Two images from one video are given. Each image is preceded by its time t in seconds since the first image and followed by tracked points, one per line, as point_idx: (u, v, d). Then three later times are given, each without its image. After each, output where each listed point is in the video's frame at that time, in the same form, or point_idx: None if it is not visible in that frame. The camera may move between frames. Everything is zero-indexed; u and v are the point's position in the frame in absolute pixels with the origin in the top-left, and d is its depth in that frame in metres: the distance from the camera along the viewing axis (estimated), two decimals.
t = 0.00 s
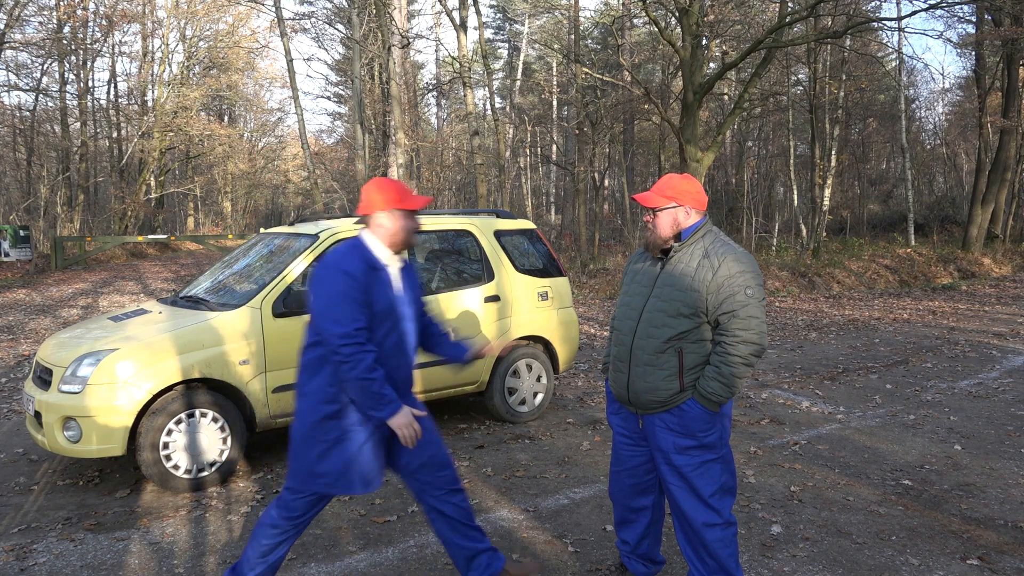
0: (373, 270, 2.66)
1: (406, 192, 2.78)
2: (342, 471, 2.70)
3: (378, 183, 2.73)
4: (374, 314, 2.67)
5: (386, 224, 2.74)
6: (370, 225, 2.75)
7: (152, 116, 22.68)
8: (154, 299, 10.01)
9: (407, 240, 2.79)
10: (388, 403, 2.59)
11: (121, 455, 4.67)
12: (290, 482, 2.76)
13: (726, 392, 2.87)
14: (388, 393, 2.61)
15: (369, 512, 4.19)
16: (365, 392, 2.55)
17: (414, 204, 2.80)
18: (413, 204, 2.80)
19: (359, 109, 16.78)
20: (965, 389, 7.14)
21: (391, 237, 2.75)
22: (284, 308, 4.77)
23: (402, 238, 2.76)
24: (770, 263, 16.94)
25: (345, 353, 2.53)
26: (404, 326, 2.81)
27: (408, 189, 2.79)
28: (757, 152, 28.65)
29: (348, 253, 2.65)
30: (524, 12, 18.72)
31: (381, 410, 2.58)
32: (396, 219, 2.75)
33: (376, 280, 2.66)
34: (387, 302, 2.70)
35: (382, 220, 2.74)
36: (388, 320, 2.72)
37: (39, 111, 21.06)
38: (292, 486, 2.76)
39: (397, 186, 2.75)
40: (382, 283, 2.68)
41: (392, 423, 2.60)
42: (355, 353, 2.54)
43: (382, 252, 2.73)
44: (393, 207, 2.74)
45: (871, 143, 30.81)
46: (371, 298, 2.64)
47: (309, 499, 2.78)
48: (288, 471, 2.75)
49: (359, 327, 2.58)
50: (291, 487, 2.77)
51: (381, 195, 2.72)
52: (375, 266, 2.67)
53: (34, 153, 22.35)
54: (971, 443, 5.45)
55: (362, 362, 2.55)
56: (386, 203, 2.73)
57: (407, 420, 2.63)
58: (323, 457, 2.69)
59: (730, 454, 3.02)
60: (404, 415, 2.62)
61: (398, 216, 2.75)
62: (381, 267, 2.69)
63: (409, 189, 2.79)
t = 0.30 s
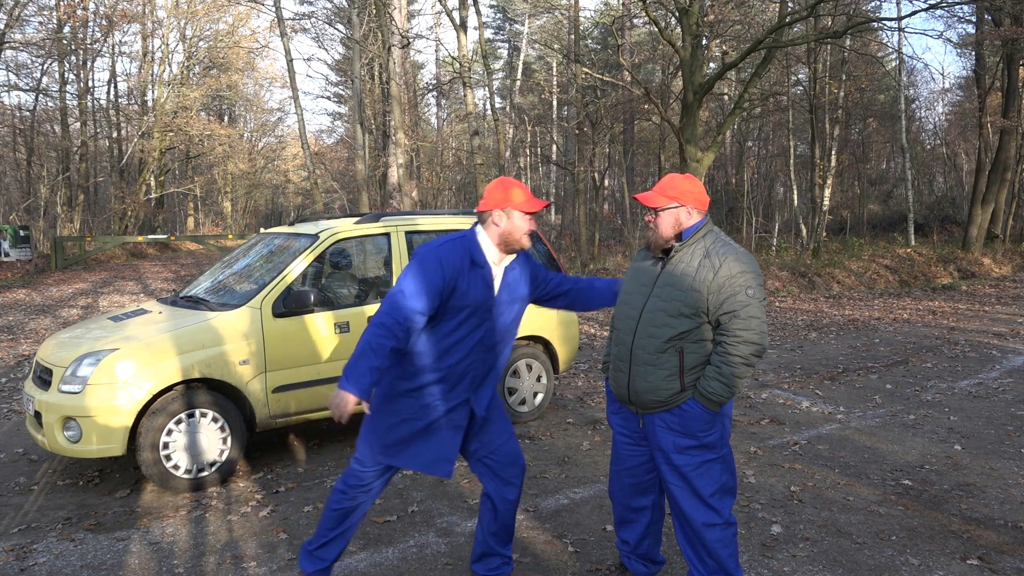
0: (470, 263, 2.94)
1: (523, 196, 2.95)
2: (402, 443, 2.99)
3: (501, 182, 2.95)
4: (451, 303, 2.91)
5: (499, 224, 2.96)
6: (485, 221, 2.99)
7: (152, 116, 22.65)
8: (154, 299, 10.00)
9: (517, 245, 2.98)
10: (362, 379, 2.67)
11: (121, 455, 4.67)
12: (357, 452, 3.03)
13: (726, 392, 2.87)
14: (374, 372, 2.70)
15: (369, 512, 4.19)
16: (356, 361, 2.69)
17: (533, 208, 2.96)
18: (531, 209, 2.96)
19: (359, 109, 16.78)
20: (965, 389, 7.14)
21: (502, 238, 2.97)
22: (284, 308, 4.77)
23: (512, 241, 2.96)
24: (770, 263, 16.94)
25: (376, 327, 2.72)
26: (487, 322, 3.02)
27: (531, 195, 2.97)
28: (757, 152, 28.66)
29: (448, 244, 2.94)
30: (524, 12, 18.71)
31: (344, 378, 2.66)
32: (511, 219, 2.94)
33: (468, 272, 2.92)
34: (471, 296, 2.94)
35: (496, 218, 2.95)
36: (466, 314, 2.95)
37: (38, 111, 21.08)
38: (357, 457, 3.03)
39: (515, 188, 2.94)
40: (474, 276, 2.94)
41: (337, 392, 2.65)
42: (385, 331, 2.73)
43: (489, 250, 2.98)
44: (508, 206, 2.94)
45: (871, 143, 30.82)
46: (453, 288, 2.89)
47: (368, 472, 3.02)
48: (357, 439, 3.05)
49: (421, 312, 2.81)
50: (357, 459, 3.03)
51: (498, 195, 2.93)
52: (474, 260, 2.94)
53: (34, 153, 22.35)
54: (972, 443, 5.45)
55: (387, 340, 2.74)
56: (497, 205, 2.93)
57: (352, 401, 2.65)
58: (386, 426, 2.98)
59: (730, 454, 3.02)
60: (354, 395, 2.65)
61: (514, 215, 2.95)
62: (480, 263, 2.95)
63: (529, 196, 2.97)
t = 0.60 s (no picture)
0: (469, 228, 2.99)
1: (512, 158, 2.99)
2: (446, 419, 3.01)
3: (491, 150, 2.99)
4: (458, 270, 2.96)
5: (490, 191, 3.03)
6: (477, 189, 3.06)
7: (152, 116, 22.64)
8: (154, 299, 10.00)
9: (510, 208, 3.05)
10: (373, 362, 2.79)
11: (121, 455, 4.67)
12: (405, 438, 3.07)
13: (726, 398, 2.86)
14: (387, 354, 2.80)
15: (369, 512, 4.19)
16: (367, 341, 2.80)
17: (523, 174, 3.01)
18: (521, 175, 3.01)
19: (359, 109, 16.78)
20: (965, 389, 7.15)
21: (495, 204, 3.04)
22: (284, 308, 4.77)
23: (505, 204, 3.03)
24: (770, 263, 16.94)
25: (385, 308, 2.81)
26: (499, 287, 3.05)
27: (519, 155, 3.00)
28: (757, 152, 28.66)
29: (447, 212, 3.00)
30: (524, 12, 18.71)
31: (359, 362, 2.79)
32: (501, 185, 3.00)
33: (470, 237, 2.97)
34: (478, 261, 2.99)
35: (488, 185, 3.02)
36: (475, 279, 2.99)
37: (38, 111, 21.08)
38: (406, 444, 3.09)
39: (501, 151, 2.98)
40: (475, 241, 2.98)
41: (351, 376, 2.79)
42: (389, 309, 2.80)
43: (485, 214, 3.04)
44: (497, 173, 2.99)
45: (871, 143, 30.82)
46: (459, 254, 2.94)
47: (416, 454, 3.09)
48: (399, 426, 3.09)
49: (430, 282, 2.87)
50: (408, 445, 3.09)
51: (486, 162, 2.98)
52: (473, 225, 3.00)
53: (34, 153, 22.34)
54: (971, 443, 5.45)
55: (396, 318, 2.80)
56: (487, 171, 2.99)
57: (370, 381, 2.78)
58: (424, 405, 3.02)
59: (732, 456, 3.02)
60: (371, 376, 2.78)
61: (505, 181, 3.00)
62: (480, 226, 3.00)
63: (517, 156, 3.00)
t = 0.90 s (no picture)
0: (445, 235, 3.05)
1: (483, 163, 2.92)
2: (433, 427, 3.00)
3: (461, 159, 2.97)
4: (435, 275, 3.02)
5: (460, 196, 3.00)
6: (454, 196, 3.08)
7: (152, 116, 22.62)
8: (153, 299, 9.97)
9: (482, 214, 2.99)
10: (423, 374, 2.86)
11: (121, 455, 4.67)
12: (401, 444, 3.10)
13: (723, 393, 2.86)
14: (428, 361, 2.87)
15: (369, 512, 4.19)
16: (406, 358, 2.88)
17: (493, 178, 2.93)
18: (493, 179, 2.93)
19: (359, 109, 16.77)
20: (965, 389, 7.14)
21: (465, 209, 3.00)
22: (284, 308, 4.77)
23: (474, 210, 2.97)
24: (770, 263, 16.94)
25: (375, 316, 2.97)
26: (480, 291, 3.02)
27: (490, 158, 2.94)
28: (757, 152, 28.65)
29: (427, 220, 3.09)
30: (524, 12, 18.70)
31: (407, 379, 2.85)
32: (468, 191, 2.95)
33: (444, 244, 3.03)
34: (453, 266, 3.02)
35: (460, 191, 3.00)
36: (451, 282, 3.01)
37: (38, 111, 21.08)
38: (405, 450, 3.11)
39: (470, 158, 2.93)
40: (450, 246, 3.03)
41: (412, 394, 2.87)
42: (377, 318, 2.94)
43: (461, 221, 3.07)
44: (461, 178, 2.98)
45: (871, 143, 30.82)
46: (433, 260, 3.02)
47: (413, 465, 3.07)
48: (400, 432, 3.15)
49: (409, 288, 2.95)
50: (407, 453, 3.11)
51: (459, 169, 2.96)
52: (449, 232, 3.05)
53: (34, 153, 22.35)
54: (972, 443, 5.45)
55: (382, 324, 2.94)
56: (458, 177, 2.96)
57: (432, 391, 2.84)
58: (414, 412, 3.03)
59: (730, 454, 3.02)
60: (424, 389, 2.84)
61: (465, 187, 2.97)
62: (454, 232, 3.05)
63: (490, 159, 2.94)
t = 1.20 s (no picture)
0: (473, 230, 3.07)
1: (521, 167, 2.94)
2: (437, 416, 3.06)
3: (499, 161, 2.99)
4: (456, 268, 3.08)
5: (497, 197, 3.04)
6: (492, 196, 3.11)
7: (152, 116, 22.62)
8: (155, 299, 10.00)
9: (513, 215, 3.01)
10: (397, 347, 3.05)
11: (121, 455, 4.67)
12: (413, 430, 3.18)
13: (721, 391, 2.85)
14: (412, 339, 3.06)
15: (369, 512, 4.19)
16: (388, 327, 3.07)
17: (525, 182, 2.94)
18: (526, 183, 2.95)
19: (359, 109, 16.77)
20: (965, 389, 7.14)
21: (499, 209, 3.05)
22: (284, 308, 4.76)
23: (506, 211, 3.02)
24: (770, 263, 16.94)
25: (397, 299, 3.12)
26: (497, 290, 3.03)
27: (528, 161, 2.94)
28: (757, 152, 28.64)
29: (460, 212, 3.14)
30: (524, 12, 18.71)
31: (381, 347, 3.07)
32: (502, 193, 3.01)
33: (471, 238, 3.06)
34: (474, 260, 3.04)
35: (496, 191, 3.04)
36: (471, 276, 3.04)
37: (38, 111, 21.09)
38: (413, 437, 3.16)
39: (509, 160, 2.96)
40: (476, 241, 3.05)
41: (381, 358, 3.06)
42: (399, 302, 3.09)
43: (493, 218, 3.10)
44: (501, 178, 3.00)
45: (871, 143, 30.83)
46: (456, 253, 3.07)
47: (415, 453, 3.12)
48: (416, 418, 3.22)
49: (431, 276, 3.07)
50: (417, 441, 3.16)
51: (496, 171, 2.98)
52: (477, 226, 3.08)
53: (34, 153, 22.38)
54: (972, 443, 5.45)
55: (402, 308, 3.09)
56: (495, 177, 2.99)
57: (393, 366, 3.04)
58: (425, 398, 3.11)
59: (728, 453, 3.02)
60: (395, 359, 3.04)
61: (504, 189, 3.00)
62: (483, 227, 3.07)
63: (528, 163, 2.95)
